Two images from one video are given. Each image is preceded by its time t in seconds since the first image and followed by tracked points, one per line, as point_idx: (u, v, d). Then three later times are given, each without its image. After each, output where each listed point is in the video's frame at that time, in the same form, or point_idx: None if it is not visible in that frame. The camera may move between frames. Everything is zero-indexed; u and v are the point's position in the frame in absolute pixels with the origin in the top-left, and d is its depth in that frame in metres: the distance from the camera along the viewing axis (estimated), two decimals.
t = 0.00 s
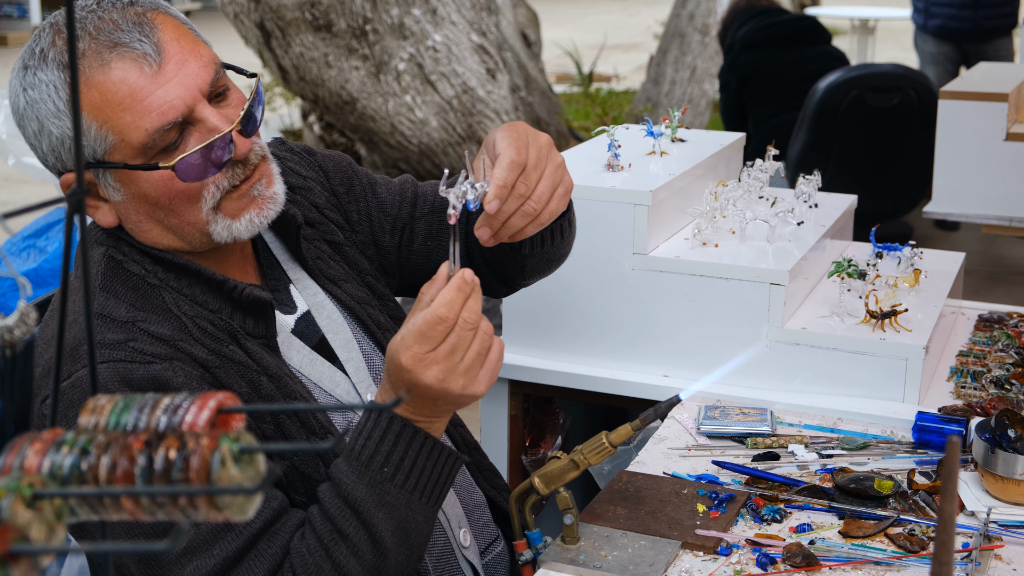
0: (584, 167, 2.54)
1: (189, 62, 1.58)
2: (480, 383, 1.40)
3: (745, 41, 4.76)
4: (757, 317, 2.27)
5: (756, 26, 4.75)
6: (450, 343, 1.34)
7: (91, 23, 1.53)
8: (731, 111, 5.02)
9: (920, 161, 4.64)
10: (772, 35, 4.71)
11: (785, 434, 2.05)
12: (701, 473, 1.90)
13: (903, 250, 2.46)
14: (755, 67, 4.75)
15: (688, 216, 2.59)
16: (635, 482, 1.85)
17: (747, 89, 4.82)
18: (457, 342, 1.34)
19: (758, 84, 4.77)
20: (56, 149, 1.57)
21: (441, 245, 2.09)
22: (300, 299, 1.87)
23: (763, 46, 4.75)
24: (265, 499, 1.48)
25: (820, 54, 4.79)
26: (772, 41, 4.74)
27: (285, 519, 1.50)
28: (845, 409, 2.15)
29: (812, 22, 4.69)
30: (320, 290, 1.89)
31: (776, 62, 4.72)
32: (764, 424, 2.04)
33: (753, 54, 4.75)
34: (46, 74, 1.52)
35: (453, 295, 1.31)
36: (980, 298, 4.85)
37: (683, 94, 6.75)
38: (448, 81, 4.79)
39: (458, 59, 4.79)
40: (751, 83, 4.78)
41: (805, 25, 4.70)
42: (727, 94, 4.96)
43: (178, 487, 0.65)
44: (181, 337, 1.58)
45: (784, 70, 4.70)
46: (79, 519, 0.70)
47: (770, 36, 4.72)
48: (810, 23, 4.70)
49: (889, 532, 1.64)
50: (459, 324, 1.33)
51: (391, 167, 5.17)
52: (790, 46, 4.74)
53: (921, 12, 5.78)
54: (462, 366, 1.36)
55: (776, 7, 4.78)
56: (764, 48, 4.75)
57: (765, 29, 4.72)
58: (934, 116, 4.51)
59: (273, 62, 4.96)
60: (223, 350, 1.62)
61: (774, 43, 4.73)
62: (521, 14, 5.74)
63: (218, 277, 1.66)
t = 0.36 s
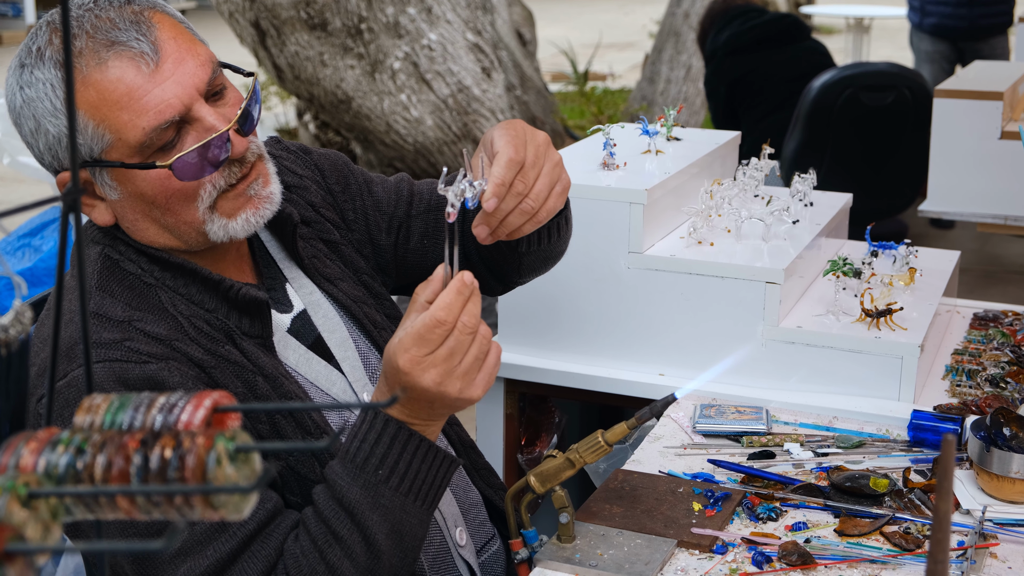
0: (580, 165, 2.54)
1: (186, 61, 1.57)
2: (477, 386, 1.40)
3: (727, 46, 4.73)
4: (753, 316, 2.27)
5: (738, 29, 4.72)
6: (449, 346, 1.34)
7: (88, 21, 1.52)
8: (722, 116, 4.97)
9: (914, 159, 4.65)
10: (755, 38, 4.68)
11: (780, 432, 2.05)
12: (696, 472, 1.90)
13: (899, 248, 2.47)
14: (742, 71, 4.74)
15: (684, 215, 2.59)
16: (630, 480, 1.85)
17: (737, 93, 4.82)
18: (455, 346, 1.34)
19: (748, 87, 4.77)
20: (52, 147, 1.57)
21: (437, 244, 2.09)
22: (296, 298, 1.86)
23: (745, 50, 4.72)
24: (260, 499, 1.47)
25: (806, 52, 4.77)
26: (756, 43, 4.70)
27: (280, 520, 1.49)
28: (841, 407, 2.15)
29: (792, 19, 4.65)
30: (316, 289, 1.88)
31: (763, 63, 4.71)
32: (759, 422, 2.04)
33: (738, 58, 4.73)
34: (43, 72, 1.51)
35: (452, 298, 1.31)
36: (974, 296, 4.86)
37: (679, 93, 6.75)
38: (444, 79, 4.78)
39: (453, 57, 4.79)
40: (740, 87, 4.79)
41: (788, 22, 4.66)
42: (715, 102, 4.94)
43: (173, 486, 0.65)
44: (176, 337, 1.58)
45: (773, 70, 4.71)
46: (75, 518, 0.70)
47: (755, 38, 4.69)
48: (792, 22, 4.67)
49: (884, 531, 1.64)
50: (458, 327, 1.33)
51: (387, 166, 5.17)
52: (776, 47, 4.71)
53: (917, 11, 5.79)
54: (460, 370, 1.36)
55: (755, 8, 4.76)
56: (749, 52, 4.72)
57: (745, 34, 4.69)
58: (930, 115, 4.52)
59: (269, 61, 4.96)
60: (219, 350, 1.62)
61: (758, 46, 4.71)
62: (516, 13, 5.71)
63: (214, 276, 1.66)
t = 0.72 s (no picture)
0: (580, 164, 2.54)
1: (187, 60, 1.57)
2: (478, 386, 1.40)
3: (716, 50, 4.74)
4: (753, 315, 2.27)
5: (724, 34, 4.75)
6: (449, 346, 1.34)
7: (89, 19, 1.52)
8: (715, 117, 4.94)
9: (913, 159, 4.65)
10: (743, 41, 4.70)
11: (780, 431, 2.05)
12: (696, 471, 1.90)
13: (899, 247, 2.47)
14: (735, 73, 4.72)
15: (684, 214, 2.59)
16: (631, 479, 1.85)
17: (730, 95, 4.79)
18: (456, 345, 1.34)
19: (743, 87, 4.73)
20: (53, 146, 1.57)
21: (438, 243, 2.09)
22: (296, 298, 1.86)
23: (734, 53, 4.73)
24: (260, 499, 1.47)
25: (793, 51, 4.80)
26: (745, 45, 4.72)
27: (280, 519, 1.49)
28: (841, 406, 2.15)
29: (777, 21, 4.68)
30: (316, 288, 1.88)
31: (753, 64, 4.71)
32: (759, 421, 2.04)
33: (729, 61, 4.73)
34: (44, 70, 1.51)
35: (452, 297, 1.31)
36: (974, 295, 4.86)
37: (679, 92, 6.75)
38: (444, 78, 4.78)
39: (453, 56, 4.79)
40: (733, 90, 4.75)
41: (774, 23, 4.70)
42: (707, 108, 4.92)
43: (172, 485, 0.65)
44: (177, 336, 1.58)
45: (764, 70, 4.69)
46: (75, 517, 0.70)
47: (744, 39, 4.70)
48: (777, 23, 4.70)
49: (885, 530, 1.64)
50: (459, 326, 1.33)
51: (387, 166, 5.16)
52: (763, 48, 4.73)
53: (917, 10, 5.79)
54: (460, 370, 1.36)
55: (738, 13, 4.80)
56: (737, 54, 4.73)
57: (734, 35, 4.70)
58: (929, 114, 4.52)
59: (268, 60, 4.95)
60: (219, 349, 1.62)
61: (746, 48, 4.72)
62: (517, 12, 5.73)
63: (215, 275, 1.66)
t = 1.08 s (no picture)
0: (582, 164, 2.54)
1: (188, 59, 1.57)
2: (478, 384, 1.40)
3: (713, 51, 4.76)
4: (754, 314, 2.27)
5: (720, 35, 4.77)
6: (449, 343, 1.34)
7: (90, 19, 1.52)
8: (714, 118, 4.94)
9: (915, 158, 4.65)
10: (739, 42, 4.71)
11: (782, 430, 2.05)
12: (697, 470, 1.90)
13: (900, 246, 2.47)
14: (733, 73, 4.73)
15: (685, 213, 2.59)
16: (632, 479, 1.85)
17: (728, 95, 4.80)
18: (457, 344, 1.34)
19: (740, 86, 4.74)
20: (55, 145, 1.57)
21: (440, 242, 2.09)
22: (298, 297, 1.87)
23: (730, 54, 4.74)
24: (261, 498, 1.47)
25: (789, 50, 4.81)
26: (741, 46, 4.73)
27: (281, 519, 1.50)
28: (842, 406, 2.15)
29: (772, 21, 4.69)
30: (317, 287, 1.89)
31: (751, 64, 4.72)
32: (761, 421, 2.04)
33: (726, 61, 4.74)
34: (45, 70, 1.51)
35: (452, 295, 1.31)
36: (976, 295, 4.86)
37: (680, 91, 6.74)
38: (445, 78, 4.78)
39: (455, 56, 4.79)
40: (731, 90, 4.76)
41: (769, 24, 4.71)
42: (706, 108, 4.92)
43: (173, 484, 0.65)
44: (179, 335, 1.58)
45: (762, 70, 4.69)
46: (76, 516, 0.70)
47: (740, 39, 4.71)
48: (772, 23, 4.71)
49: (886, 529, 1.64)
50: (458, 323, 1.34)
51: (388, 165, 5.16)
52: (759, 48, 4.75)
53: (918, 9, 5.79)
54: (460, 367, 1.36)
55: (733, 14, 4.82)
56: (734, 54, 4.74)
57: (731, 36, 4.72)
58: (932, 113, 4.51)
59: (269, 59, 4.94)
60: (221, 348, 1.62)
61: (742, 49, 4.73)
62: (518, 11, 5.72)
63: (217, 274, 1.66)
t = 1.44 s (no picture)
0: (582, 163, 2.54)
1: (190, 58, 1.58)
2: (480, 387, 1.40)
3: (714, 51, 4.74)
4: (755, 313, 2.27)
5: (722, 33, 4.72)
6: (452, 347, 1.34)
7: (92, 18, 1.52)
8: (716, 117, 4.95)
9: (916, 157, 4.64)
10: (740, 40, 4.68)
11: (782, 430, 2.05)
12: (698, 470, 1.90)
13: (901, 246, 2.46)
14: (733, 73, 4.72)
15: (686, 212, 2.59)
16: (633, 478, 1.85)
17: (729, 95, 4.80)
18: (460, 346, 1.34)
19: (742, 85, 4.73)
20: (56, 144, 1.57)
21: (441, 242, 2.09)
22: (298, 297, 1.87)
23: (732, 53, 4.72)
24: (262, 499, 1.48)
25: (791, 48, 4.78)
26: (742, 45, 4.71)
27: (281, 520, 1.50)
28: (843, 405, 2.15)
29: (775, 19, 4.63)
30: (318, 287, 1.89)
31: (752, 64, 4.70)
32: (761, 420, 2.04)
33: (727, 61, 4.73)
34: (48, 69, 1.51)
35: (457, 298, 1.31)
36: (976, 294, 4.86)
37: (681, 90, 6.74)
38: (446, 77, 4.78)
39: (455, 55, 4.80)
40: (732, 90, 4.76)
41: (771, 21, 4.65)
42: (708, 106, 4.93)
43: (174, 484, 0.65)
44: (180, 335, 1.58)
45: (763, 69, 4.68)
46: (77, 516, 0.70)
47: (742, 39, 4.68)
48: (775, 21, 4.66)
49: (887, 528, 1.64)
50: (462, 327, 1.34)
51: (388, 164, 5.15)
52: (759, 48, 4.71)
53: (919, 9, 5.79)
54: (463, 370, 1.36)
55: (737, 8, 4.74)
56: (735, 54, 4.73)
57: (732, 35, 4.67)
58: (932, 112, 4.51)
59: (270, 59, 4.94)
60: (222, 348, 1.62)
61: (743, 48, 4.71)
62: (519, 11, 5.72)
63: (218, 274, 1.66)
